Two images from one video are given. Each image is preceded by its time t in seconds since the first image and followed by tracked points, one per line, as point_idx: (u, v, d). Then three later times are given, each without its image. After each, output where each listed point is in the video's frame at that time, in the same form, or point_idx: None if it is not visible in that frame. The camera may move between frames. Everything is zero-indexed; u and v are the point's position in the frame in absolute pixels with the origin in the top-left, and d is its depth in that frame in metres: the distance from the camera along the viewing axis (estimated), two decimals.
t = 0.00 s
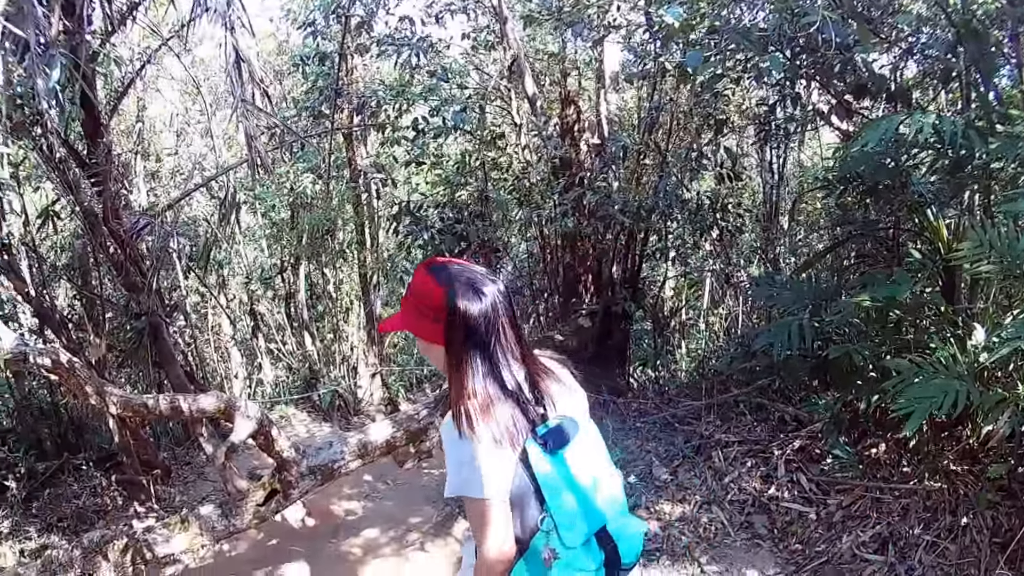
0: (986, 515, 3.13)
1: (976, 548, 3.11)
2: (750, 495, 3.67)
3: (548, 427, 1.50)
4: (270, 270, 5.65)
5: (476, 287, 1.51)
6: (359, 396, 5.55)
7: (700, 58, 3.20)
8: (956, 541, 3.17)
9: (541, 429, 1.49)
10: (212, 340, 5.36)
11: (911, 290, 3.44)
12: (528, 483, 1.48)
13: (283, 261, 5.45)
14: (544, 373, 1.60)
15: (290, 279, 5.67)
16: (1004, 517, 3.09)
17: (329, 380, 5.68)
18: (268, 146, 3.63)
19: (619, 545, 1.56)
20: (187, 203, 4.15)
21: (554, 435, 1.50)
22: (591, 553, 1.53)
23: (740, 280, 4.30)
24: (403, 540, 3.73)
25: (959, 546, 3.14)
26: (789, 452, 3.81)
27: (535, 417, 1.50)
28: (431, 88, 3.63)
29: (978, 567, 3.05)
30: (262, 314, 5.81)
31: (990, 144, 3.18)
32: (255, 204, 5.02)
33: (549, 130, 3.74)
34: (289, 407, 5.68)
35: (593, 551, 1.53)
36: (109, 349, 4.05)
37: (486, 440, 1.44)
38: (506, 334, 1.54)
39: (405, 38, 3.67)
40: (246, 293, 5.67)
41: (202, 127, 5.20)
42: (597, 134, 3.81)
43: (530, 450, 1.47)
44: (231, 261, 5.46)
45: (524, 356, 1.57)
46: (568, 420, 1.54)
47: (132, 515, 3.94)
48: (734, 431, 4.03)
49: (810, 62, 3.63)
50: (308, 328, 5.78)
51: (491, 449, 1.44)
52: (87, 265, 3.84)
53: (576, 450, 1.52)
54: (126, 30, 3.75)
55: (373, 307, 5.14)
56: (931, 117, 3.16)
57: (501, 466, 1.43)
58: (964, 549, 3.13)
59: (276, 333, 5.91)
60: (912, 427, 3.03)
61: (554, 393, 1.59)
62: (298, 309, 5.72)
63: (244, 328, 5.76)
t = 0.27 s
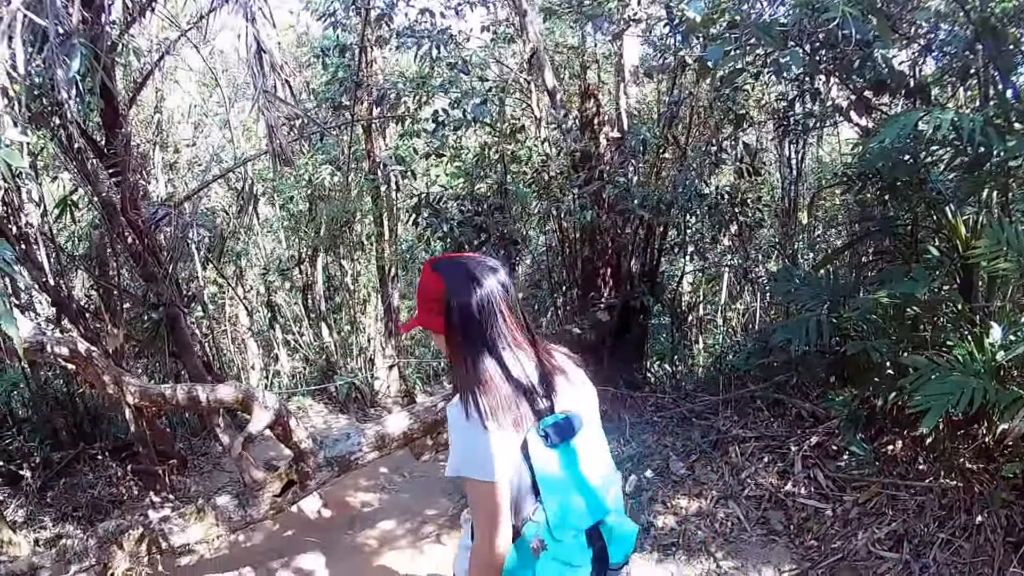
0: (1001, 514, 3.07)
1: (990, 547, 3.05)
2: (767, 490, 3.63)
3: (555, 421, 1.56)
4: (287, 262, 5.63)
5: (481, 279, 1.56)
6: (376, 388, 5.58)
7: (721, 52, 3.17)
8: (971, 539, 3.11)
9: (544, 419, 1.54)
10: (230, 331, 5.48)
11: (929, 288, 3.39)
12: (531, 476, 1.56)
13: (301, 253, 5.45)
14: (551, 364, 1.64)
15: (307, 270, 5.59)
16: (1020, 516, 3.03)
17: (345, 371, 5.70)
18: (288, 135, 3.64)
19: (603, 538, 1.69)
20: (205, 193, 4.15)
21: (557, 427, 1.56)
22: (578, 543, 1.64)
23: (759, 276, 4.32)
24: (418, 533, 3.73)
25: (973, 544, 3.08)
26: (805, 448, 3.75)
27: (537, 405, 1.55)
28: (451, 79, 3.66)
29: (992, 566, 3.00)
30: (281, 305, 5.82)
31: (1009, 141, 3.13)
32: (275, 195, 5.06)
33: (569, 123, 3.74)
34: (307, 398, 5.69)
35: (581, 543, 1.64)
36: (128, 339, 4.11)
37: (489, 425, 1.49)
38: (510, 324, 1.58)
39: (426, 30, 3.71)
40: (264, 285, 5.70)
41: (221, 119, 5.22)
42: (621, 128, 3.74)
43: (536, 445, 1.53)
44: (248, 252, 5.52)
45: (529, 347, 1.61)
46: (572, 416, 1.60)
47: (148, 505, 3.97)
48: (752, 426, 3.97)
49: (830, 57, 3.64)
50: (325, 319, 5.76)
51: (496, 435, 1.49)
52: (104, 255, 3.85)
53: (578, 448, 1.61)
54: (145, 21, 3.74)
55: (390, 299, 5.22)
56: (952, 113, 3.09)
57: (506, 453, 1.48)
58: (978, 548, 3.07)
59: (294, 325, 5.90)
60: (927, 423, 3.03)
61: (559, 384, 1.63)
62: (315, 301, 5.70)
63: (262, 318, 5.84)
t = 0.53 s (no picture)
0: (1011, 513, 3.04)
1: (999, 546, 3.01)
2: (778, 487, 3.63)
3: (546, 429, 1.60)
4: (298, 255, 5.65)
5: (490, 293, 1.56)
6: (387, 380, 5.54)
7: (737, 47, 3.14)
8: (980, 538, 3.08)
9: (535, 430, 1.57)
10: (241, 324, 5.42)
11: (941, 286, 3.34)
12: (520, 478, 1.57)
13: (313, 246, 5.44)
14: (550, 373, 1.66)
15: (319, 262, 5.60)
16: None
17: (356, 364, 5.68)
18: (301, 128, 3.67)
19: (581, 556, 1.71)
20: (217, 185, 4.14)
21: (548, 438, 1.59)
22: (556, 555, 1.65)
23: (770, 272, 4.31)
24: (429, 526, 3.75)
25: (982, 543, 3.04)
26: (816, 445, 3.73)
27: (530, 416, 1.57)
28: (465, 72, 3.64)
29: (1001, 565, 2.96)
30: (292, 298, 5.75)
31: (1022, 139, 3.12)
32: (287, 188, 5.07)
33: (583, 117, 3.74)
34: (318, 390, 5.70)
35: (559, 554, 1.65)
36: (141, 330, 4.16)
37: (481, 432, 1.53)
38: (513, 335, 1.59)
39: (440, 23, 3.72)
40: (276, 277, 5.64)
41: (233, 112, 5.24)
42: (635, 122, 3.78)
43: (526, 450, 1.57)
44: (260, 244, 5.49)
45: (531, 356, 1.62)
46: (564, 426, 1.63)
47: (158, 496, 4.01)
48: (762, 423, 3.98)
49: (844, 53, 3.65)
50: (336, 313, 5.73)
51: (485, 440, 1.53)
52: (116, 246, 3.85)
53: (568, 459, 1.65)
54: (159, 13, 3.74)
55: (403, 292, 5.17)
56: (964, 111, 3.08)
57: (494, 457, 1.53)
58: (987, 547, 3.04)
59: (305, 318, 5.83)
60: (939, 423, 3.00)
61: (556, 394, 1.64)
62: (327, 293, 5.67)
63: (274, 312, 5.74)
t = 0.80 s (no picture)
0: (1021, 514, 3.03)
1: (1008, 546, 3.02)
2: (788, 485, 3.59)
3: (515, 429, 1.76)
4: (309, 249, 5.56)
5: (473, 296, 1.76)
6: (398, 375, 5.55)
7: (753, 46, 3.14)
8: (988, 538, 3.09)
9: (509, 422, 1.75)
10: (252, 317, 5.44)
11: (953, 285, 3.30)
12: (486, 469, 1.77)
13: (323, 240, 5.43)
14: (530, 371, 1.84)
15: (330, 257, 5.57)
16: None
17: (366, 358, 5.74)
18: (322, 126, 3.68)
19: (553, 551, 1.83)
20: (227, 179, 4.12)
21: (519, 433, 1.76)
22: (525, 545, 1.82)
23: (782, 270, 4.28)
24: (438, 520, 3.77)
25: (990, 544, 3.06)
26: (827, 444, 3.70)
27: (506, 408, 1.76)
28: (479, 67, 3.68)
29: (1008, 565, 2.98)
30: (304, 292, 5.65)
31: None
32: (298, 183, 5.06)
33: (597, 114, 3.75)
34: (328, 384, 5.72)
35: (528, 544, 1.81)
36: (150, 323, 4.10)
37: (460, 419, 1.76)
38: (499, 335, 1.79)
39: (454, 18, 3.74)
40: (287, 270, 5.52)
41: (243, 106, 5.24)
42: (649, 119, 3.72)
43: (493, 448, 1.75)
44: (272, 238, 5.26)
45: (515, 354, 1.81)
46: (539, 425, 1.79)
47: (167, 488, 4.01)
48: (774, 421, 3.94)
49: (857, 50, 3.63)
50: (347, 307, 5.68)
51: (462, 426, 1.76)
52: (127, 239, 3.87)
53: (538, 461, 1.78)
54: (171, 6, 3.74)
55: (413, 287, 5.19)
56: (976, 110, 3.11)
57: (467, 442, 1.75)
58: (995, 547, 3.05)
59: (316, 312, 5.74)
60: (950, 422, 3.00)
61: (533, 390, 1.83)
62: (338, 287, 5.64)
63: (285, 305, 5.62)
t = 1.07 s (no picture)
0: None
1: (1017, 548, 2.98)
2: (798, 484, 3.57)
3: (508, 403, 1.81)
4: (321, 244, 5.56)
5: (456, 283, 1.85)
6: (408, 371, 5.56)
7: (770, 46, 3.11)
8: (997, 540, 3.04)
9: (502, 396, 1.81)
10: (263, 312, 5.55)
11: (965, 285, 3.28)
12: (488, 450, 1.80)
13: (335, 235, 5.46)
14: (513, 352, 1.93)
15: (342, 253, 5.58)
16: None
17: (377, 354, 5.65)
18: (341, 120, 3.70)
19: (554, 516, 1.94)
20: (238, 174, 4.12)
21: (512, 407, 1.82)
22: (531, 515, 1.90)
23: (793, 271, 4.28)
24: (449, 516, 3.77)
25: (998, 545, 3.01)
26: (837, 443, 3.67)
27: (497, 384, 1.82)
28: (493, 63, 3.77)
29: (1016, 567, 2.92)
30: (314, 287, 5.65)
31: None
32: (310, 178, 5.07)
33: (609, 110, 3.78)
34: (340, 379, 5.75)
35: (534, 515, 1.90)
36: (163, 316, 4.17)
37: (454, 401, 1.79)
38: (481, 320, 1.88)
39: (467, 15, 3.81)
40: (299, 266, 5.55)
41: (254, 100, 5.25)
42: (664, 116, 3.74)
43: (488, 426, 1.80)
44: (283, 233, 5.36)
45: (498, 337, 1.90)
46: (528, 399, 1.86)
47: (177, 481, 4.09)
48: (785, 420, 3.93)
49: (872, 50, 3.60)
50: (359, 302, 5.66)
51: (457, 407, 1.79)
52: (138, 233, 3.88)
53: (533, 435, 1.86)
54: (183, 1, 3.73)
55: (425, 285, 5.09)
56: (989, 110, 3.07)
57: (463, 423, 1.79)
58: (1004, 549, 3.00)
59: (327, 307, 5.72)
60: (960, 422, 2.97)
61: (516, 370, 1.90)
62: (350, 283, 5.63)
63: (296, 301, 5.65)
